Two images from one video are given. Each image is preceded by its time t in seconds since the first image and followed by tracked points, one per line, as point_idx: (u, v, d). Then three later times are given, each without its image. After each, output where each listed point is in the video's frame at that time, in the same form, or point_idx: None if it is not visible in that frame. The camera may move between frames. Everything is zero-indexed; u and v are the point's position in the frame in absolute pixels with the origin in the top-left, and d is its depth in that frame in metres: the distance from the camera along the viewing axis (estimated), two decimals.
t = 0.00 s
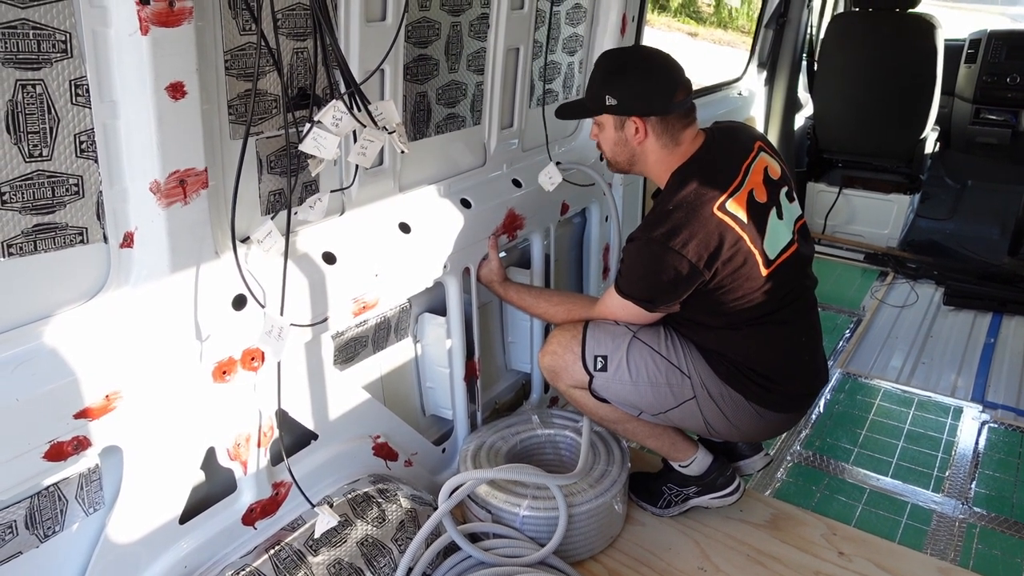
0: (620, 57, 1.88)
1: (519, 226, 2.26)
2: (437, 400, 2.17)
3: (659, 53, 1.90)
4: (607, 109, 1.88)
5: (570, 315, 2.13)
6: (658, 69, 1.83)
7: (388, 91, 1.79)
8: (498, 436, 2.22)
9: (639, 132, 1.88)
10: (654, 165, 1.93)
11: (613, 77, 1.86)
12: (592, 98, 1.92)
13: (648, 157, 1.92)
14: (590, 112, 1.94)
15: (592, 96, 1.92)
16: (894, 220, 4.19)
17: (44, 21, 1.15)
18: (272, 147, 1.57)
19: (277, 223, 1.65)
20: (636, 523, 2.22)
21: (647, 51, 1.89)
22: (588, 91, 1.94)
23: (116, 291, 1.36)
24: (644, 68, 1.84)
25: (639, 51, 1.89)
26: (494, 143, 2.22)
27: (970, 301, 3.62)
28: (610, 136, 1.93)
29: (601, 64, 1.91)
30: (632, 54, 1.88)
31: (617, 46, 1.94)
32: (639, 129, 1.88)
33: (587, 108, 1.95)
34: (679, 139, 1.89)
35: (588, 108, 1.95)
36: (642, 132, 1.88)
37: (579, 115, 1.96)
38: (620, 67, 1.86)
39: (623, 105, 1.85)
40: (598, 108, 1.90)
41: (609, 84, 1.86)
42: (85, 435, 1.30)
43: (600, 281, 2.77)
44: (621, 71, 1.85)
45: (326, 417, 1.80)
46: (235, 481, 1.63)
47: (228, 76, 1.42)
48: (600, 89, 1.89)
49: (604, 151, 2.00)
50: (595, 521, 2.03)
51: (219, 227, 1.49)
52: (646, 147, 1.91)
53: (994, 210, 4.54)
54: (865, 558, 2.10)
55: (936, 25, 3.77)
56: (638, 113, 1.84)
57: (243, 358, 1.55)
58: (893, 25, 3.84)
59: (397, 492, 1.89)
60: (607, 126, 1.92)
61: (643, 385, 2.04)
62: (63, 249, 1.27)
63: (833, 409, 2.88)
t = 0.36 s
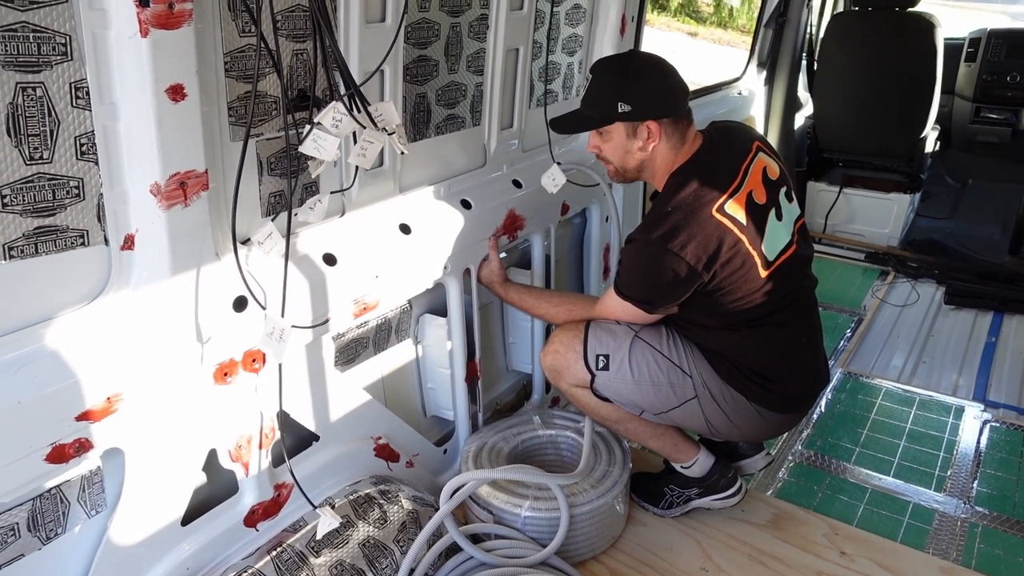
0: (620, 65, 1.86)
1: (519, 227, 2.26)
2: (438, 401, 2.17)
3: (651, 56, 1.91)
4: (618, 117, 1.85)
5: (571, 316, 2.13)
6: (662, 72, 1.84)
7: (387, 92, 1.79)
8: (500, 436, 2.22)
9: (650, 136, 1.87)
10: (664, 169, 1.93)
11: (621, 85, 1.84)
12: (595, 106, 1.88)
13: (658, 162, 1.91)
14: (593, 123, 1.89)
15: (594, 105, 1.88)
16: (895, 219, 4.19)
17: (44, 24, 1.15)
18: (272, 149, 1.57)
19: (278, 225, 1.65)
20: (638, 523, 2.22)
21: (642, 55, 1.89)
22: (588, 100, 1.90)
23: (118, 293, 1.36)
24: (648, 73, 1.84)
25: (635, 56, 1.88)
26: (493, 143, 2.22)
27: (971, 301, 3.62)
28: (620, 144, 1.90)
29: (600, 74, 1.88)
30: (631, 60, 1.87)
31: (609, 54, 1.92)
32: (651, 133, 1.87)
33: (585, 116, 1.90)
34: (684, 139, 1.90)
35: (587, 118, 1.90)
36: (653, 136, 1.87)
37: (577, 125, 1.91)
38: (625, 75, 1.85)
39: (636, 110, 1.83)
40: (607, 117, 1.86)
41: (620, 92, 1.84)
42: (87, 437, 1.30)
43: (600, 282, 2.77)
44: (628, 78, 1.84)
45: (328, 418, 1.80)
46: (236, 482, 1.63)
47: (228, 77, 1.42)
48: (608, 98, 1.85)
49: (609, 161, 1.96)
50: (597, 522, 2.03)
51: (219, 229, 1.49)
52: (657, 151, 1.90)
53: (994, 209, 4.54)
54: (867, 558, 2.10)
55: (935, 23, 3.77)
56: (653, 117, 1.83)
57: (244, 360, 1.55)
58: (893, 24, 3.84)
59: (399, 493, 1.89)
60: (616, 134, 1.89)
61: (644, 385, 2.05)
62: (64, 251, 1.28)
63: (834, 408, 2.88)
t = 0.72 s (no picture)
0: (634, 76, 1.84)
1: (520, 228, 2.26)
2: (438, 401, 2.17)
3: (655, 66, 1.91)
4: (639, 128, 1.81)
5: (572, 316, 2.12)
6: (676, 81, 1.84)
7: (389, 93, 1.79)
8: (500, 437, 2.22)
9: (669, 146, 1.85)
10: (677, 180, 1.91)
11: (640, 96, 1.81)
12: (610, 116, 1.84)
13: (672, 172, 1.90)
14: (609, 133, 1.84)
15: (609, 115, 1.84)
16: (896, 222, 4.19)
17: (47, 24, 1.15)
18: (274, 150, 1.58)
19: (279, 225, 1.66)
20: (637, 524, 2.23)
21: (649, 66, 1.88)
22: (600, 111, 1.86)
23: (119, 293, 1.37)
24: (662, 83, 1.83)
25: (645, 66, 1.86)
26: (495, 145, 2.22)
27: (971, 303, 3.62)
28: (636, 155, 1.86)
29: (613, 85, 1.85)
30: (642, 70, 1.86)
31: (617, 67, 1.89)
32: (668, 143, 1.85)
33: (594, 127, 1.86)
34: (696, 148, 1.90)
35: (599, 128, 1.85)
36: (671, 145, 1.85)
37: (587, 133, 1.87)
38: (642, 87, 1.82)
39: (657, 121, 1.81)
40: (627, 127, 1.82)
41: (643, 104, 1.81)
42: (88, 436, 1.30)
43: (601, 282, 2.77)
44: (646, 88, 1.82)
45: (328, 418, 1.80)
46: (237, 482, 1.64)
47: (231, 78, 1.42)
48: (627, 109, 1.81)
49: (619, 172, 1.92)
50: (596, 522, 2.04)
51: (221, 229, 1.50)
52: (671, 162, 1.88)
53: (995, 212, 4.54)
54: (866, 560, 2.10)
55: (937, 26, 3.79)
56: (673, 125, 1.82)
57: (245, 359, 1.55)
58: (895, 27, 3.84)
59: (399, 493, 1.89)
60: (633, 146, 1.85)
61: (647, 384, 2.05)
62: (66, 251, 1.28)
63: (834, 410, 2.88)
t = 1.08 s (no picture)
0: (643, 95, 1.76)
1: (517, 229, 2.26)
2: (435, 402, 2.18)
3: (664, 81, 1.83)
4: (647, 154, 1.74)
5: (574, 317, 2.12)
6: (684, 102, 1.77)
7: (387, 93, 1.79)
8: (496, 437, 2.23)
9: (675, 168, 1.78)
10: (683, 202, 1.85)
11: (650, 119, 1.74)
12: (616, 140, 1.76)
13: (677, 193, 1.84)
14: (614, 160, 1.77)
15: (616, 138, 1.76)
16: (891, 223, 4.19)
17: (44, 23, 1.15)
18: (271, 149, 1.58)
19: (276, 225, 1.66)
20: (633, 524, 2.23)
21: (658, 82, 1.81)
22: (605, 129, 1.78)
23: (116, 292, 1.37)
24: (670, 102, 1.76)
25: (654, 83, 1.78)
26: (492, 145, 2.22)
27: (966, 304, 3.63)
28: (642, 178, 1.79)
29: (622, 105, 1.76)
30: (652, 89, 1.77)
31: (624, 84, 1.81)
32: (676, 167, 1.78)
33: (599, 152, 1.79)
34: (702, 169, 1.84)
35: (604, 153, 1.78)
36: (678, 167, 1.78)
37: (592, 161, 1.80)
38: (651, 108, 1.75)
39: (668, 146, 1.74)
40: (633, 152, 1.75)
41: (653, 128, 1.73)
42: (84, 435, 1.30)
43: (597, 283, 2.77)
44: (655, 111, 1.74)
45: (325, 418, 1.81)
46: (233, 481, 1.64)
47: (228, 78, 1.42)
48: (637, 132, 1.73)
49: (623, 193, 1.86)
50: (592, 523, 2.04)
51: (218, 228, 1.50)
52: (678, 182, 1.82)
53: (989, 213, 4.56)
54: (861, 560, 2.11)
55: (933, 29, 3.83)
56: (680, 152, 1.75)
57: (242, 359, 1.56)
58: (890, 29, 3.86)
59: (395, 493, 1.89)
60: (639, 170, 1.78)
61: (656, 380, 2.05)
62: (63, 249, 1.28)
63: (830, 410, 2.89)
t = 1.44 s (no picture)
0: (632, 73, 1.83)
1: (516, 228, 2.26)
2: (433, 401, 2.18)
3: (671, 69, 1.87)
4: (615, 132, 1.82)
5: (569, 322, 2.09)
6: (674, 89, 1.79)
7: (387, 92, 1.80)
8: (494, 437, 2.23)
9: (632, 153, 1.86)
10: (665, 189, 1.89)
11: (628, 95, 1.80)
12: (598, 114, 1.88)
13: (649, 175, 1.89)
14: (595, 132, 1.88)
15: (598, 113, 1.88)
16: (890, 224, 4.21)
17: (46, 21, 1.15)
18: (272, 148, 1.58)
19: (276, 224, 1.66)
20: (631, 524, 2.23)
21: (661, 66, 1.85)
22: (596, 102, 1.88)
23: (116, 289, 1.37)
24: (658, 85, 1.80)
25: (654, 67, 1.84)
26: (492, 145, 2.23)
27: (964, 306, 3.64)
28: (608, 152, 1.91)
29: (612, 77, 1.86)
30: (647, 69, 1.83)
31: (627, 60, 1.88)
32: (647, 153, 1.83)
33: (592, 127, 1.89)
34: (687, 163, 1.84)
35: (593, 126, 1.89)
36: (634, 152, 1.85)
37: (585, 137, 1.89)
38: (632, 84, 1.82)
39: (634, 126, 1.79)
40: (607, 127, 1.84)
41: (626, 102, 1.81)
42: (83, 433, 1.31)
43: (596, 284, 2.77)
44: (637, 89, 1.80)
45: (324, 417, 1.81)
46: (232, 479, 1.64)
47: (228, 77, 1.43)
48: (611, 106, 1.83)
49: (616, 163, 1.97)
50: (590, 522, 2.04)
51: (218, 226, 1.50)
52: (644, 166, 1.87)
53: (988, 216, 4.56)
54: (858, 561, 2.12)
55: (933, 33, 3.80)
56: (650, 137, 1.78)
57: (241, 357, 1.56)
58: (890, 32, 3.85)
59: (394, 492, 1.90)
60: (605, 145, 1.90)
61: (654, 390, 2.06)
62: (63, 247, 1.28)
63: (828, 412, 2.89)
